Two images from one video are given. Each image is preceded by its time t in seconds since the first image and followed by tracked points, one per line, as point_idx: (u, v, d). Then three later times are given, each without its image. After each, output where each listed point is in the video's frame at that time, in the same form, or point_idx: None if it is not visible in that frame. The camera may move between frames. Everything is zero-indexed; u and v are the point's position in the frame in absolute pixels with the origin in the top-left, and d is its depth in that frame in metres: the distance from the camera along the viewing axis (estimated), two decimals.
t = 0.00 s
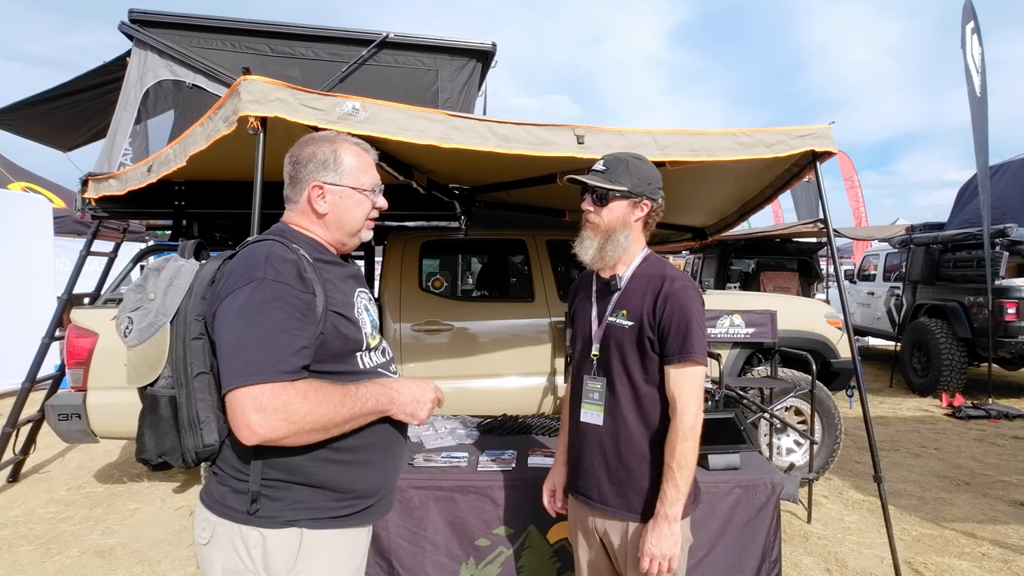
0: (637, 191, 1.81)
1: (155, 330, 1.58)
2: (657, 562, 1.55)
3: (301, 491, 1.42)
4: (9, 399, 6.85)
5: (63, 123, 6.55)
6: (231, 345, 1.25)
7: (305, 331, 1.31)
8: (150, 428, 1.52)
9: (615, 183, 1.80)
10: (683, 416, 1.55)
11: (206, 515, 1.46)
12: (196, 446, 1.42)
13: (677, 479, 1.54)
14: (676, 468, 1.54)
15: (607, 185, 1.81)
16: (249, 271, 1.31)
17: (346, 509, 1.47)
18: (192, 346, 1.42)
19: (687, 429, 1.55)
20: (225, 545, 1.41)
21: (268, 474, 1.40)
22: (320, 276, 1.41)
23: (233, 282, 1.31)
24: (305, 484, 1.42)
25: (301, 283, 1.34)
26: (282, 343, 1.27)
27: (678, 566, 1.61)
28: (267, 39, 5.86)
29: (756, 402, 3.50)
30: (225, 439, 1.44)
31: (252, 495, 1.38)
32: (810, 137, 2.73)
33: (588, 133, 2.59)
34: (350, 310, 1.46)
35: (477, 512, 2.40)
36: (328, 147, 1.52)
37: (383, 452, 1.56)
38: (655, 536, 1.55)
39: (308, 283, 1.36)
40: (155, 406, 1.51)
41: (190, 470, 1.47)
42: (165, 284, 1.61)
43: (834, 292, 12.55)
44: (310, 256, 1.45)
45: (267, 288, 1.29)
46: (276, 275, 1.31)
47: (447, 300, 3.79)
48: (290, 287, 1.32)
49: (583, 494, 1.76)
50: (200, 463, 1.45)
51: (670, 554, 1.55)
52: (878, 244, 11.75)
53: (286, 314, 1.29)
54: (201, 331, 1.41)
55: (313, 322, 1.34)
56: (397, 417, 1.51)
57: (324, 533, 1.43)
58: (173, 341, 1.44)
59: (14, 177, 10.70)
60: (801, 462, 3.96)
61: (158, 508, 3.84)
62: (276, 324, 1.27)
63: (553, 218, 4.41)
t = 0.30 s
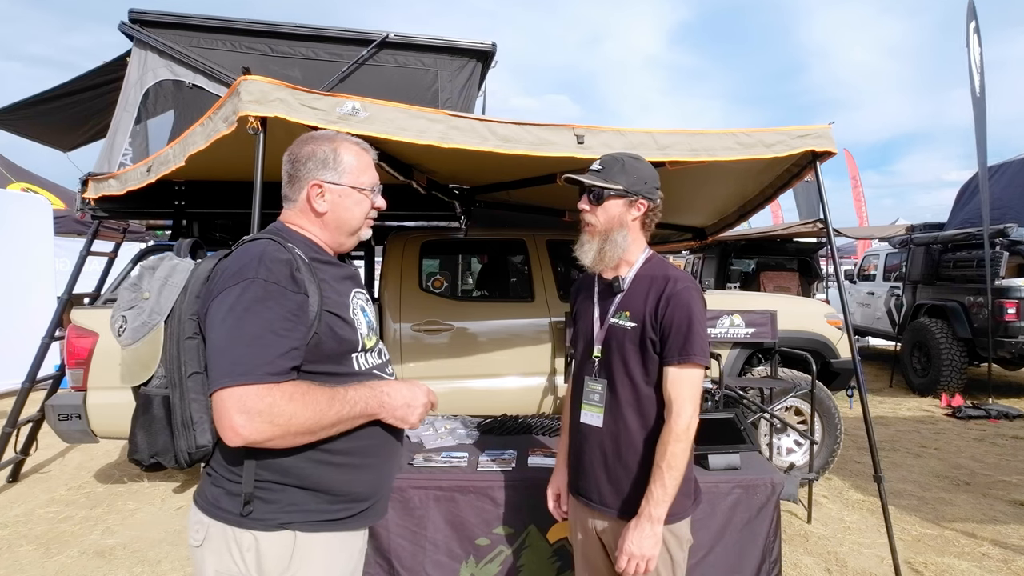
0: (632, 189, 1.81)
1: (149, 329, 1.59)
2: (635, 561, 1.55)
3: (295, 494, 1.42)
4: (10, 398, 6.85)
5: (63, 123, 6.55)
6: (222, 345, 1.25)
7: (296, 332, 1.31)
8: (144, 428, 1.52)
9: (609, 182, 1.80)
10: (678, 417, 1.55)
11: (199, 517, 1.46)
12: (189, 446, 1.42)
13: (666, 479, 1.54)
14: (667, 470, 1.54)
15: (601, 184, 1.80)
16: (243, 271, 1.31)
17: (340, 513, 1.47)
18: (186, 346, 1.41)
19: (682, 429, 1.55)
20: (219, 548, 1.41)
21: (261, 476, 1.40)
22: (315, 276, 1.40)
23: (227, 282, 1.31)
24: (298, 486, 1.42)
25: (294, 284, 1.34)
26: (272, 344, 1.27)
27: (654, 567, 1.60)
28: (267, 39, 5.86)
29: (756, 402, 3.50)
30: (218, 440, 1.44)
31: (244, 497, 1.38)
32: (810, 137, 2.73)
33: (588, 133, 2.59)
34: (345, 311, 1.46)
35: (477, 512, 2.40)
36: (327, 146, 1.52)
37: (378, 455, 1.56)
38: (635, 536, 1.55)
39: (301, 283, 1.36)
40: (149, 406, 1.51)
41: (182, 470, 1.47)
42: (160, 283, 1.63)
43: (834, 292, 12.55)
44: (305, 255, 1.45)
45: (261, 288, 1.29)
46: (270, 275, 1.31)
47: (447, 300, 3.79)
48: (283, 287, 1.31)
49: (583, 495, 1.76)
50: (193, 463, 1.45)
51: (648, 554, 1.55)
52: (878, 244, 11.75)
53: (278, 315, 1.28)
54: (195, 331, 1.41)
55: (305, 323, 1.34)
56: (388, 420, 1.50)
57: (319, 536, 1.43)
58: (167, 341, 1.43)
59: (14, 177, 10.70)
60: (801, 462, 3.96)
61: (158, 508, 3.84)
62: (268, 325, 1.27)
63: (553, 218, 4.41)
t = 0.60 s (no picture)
0: (642, 193, 1.82)
1: (146, 329, 1.59)
2: (649, 562, 1.55)
3: (294, 494, 1.42)
4: (9, 398, 6.86)
5: (63, 123, 6.55)
6: (217, 346, 1.25)
7: (291, 332, 1.31)
8: (141, 428, 1.52)
9: (623, 185, 1.79)
10: (681, 417, 1.55)
11: (197, 517, 1.46)
12: (186, 446, 1.42)
13: (673, 479, 1.54)
14: (673, 470, 1.54)
15: (612, 184, 1.80)
16: (239, 271, 1.31)
17: (338, 513, 1.47)
18: (184, 346, 1.41)
19: (685, 429, 1.55)
20: (216, 548, 1.41)
21: (259, 476, 1.40)
22: (313, 276, 1.40)
23: (224, 282, 1.31)
24: (296, 486, 1.42)
25: (290, 284, 1.34)
26: (267, 344, 1.26)
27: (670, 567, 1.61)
28: (267, 39, 5.86)
29: (756, 402, 3.50)
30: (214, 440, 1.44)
31: (241, 496, 1.38)
32: (810, 137, 2.73)
33: (588, 133, 2.59)
34: (343, 311, 1.45)
35: (477, 511, 2.40)
36: (326, 146, 1.52)
37: (376, 454, 1.57)
38: (647, 536, 1.56)
39: (297, 283, 1.35)
40: (145, 406, 1.52)
41: (180, 470, 1.47)
42: (157, 283, 1.62)
43: (834, 292, 12.55)
44: (302, 255, 1.45)
45: (257, 288, 1.29)
46: (265, 275, 1.31)
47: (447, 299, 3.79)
48: (278, 288, 1.31)
49: (583, 495, 1.76)
50: (191, 463, 1.45)
51: (662, 554, 1.55)
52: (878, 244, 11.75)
53: (274, 315, 1.28)
54: (192, 331, 1.41)
55: (300, 323, 1.33)
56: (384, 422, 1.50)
57: (317, 535, 1.43)
58: (164, 340, 1.43)
59: (14, 177, 10.69)
60: (801, 462, 3.96)
61: (158, 508, 3.85)
62: (264, 326, 1.27)
63: (553, 218, 4.41)
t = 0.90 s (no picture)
0: (655, 196, 1.84)
1: (148, 328, 1.59)
2: (664, 566, 1.54)
3: (294, 493, 1.42)
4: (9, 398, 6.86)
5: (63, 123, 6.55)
6: (215, 346, 1.25)
7: (289, 333, 1.30)
8: (142, 428, 1.53)
9: (639, 184, 1.80)
10: (686, 417, 1.54)
11: (197, 516, 1.46)
12: (187, 446, 1.43)
13: (683, 480, 1.54)
14: (683, 470, 1.54)
15: (631, 183, 1.80)
16: (238, 272, 1.31)
17: (338, 512, 1.47)
18: (184, 346, 1.41)
19: (690, 429, 1.54)
20: (216, 546, 1.41)
21: (260, 475, 1.40)
22: (312, 277, 1.40)
23: (222, 282, 1.31)
24: (296, 486, 1.42)
25: (288, 286, 1.34)
26: (264, 346, 1.26)
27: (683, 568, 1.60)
28: (267, 39, 5.86)
29: (756, 402, 3.50)
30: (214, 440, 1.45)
31: (242, 495, 1.39)
32: (810, 137, 2.74)
33: (588, 133, 2.59)
34: (343, 311, 1.45)
35: (477, 511, 2.40)
36: (326, 147, 1.52)
37: (376, 454, 1.57)
38: (661, 538, 1.55)
39: (295, 283, 1.35)
40: (147, 405, 1.52)
41: (180, 469, 1.48)
42: (159, 282, 1.64)
43: (834, 292, 12.57)
44: (303, 255, 1.45)
45: (255, 289, 1.29)
46: (263, 276, 1.31)
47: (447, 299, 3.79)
48: (276, 289, 1.31)
49: (583, 495, 1.76)
50: (191, 463, 1.46)
51: (677, 556, 1.55)
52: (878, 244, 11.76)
53: (272, 316, 1.28)
54: (192, 331, 1.40)
55: (298, 323, 1.33)
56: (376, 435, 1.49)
57: (318, 535, 1.44)
58: (166, 340, 1.44)
59: (14, 177, 10.69)
60: (801, 462, 3.96)
61: (158, 508, 3.85)
62: (262, 327, 1.27)
63: (553, 218, 4.41)
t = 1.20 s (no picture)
0: (657, 197, 1.84)
1: (148, 329, 1.58)
2: (660, 562, 1.54)
3: (295, 491, 1.42)
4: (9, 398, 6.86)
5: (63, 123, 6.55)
6: (215, 346, 1.25)
7: (290, 333, 1.31)
8: (144, 429, 1.52)
9: (642, 185, 1.81)
10: (685, 415, 1.54)
11: (199, 515, 1.46)
12: (188, 445, 1.42)
13: (681, 478, 1.55)
14: (680, 468, 1.54)
15: (634, 184, 1.81)
16: (238, 272, 1.31)
17: (338, 510, 1.47)
18: (186, 346, 1.41)
19: (690, 428, 1.54)
20: (217, 544, 1.41)
21: (261, 473, 1.40)
22: (313, 277, 1.40)
23: (223, 283, 1.31)
24: (297, 484, 1.42)
25: (288, 286, 1.33)
26: (265, 345, 1.26)
27: (679, 566, 1.60)
28: (267, 39, 5.86)
29: (756, 402, 3.50)
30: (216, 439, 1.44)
31: (244, 493, 1.39)
32: (810, 137, 2.73)
33: (588, 133, 2.59)
34: (343, 310, 1.46)
35: (477, 511, 2.40)
36: (325, 148, 1.52)
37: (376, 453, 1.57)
38: (657, 536, 1.55)
39: (296, 283, 1.35)
40: (148, 405, 1.51)
41: (181, 469, 1.47)
42: (160, 283, 1.63)
43: (834, 292, 12.56)
44: (303, 255, 1.45)
45: (256, 289, 1.29)
46: (264, 276, 1.31)
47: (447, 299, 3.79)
48: (277, 289, 1.31)
49: (583, 495, 1.76)
50: (192, 462, 1.45)
51: (672, 554, 1.55)
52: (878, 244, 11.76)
53: (273, 317, 1.28)
54: (193, 331, 1.40)
55: (298, 322, 1.33)
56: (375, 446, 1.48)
57: (318, 533, 1.44)
58: (167, 340, 1.43)
59: (14, 177, 10.69)
60: (801, 462, 3.95)
61: (158, 508, 3.85)
62: (263, 327, 1.27)
63: (553, 218, 4.41)
